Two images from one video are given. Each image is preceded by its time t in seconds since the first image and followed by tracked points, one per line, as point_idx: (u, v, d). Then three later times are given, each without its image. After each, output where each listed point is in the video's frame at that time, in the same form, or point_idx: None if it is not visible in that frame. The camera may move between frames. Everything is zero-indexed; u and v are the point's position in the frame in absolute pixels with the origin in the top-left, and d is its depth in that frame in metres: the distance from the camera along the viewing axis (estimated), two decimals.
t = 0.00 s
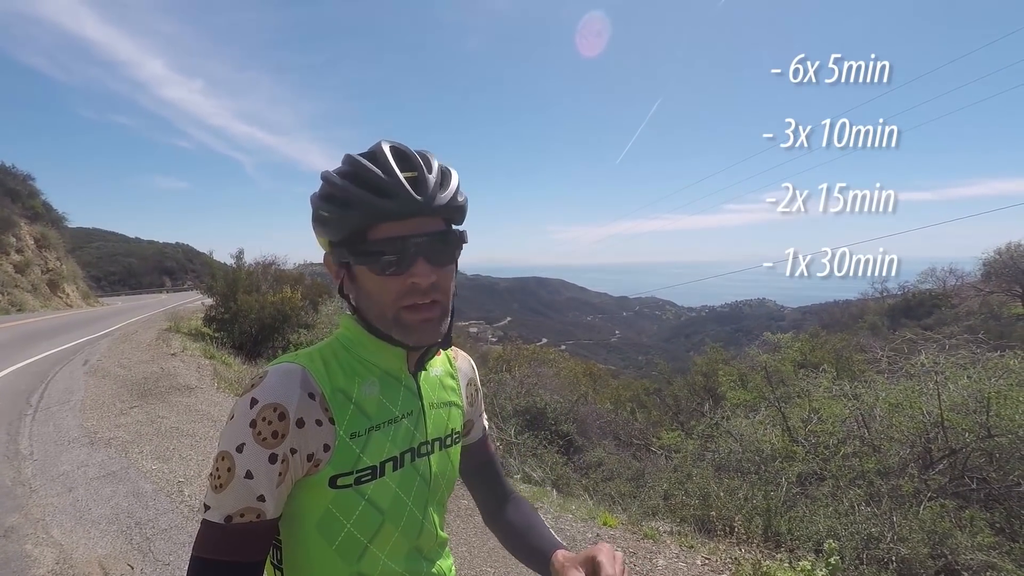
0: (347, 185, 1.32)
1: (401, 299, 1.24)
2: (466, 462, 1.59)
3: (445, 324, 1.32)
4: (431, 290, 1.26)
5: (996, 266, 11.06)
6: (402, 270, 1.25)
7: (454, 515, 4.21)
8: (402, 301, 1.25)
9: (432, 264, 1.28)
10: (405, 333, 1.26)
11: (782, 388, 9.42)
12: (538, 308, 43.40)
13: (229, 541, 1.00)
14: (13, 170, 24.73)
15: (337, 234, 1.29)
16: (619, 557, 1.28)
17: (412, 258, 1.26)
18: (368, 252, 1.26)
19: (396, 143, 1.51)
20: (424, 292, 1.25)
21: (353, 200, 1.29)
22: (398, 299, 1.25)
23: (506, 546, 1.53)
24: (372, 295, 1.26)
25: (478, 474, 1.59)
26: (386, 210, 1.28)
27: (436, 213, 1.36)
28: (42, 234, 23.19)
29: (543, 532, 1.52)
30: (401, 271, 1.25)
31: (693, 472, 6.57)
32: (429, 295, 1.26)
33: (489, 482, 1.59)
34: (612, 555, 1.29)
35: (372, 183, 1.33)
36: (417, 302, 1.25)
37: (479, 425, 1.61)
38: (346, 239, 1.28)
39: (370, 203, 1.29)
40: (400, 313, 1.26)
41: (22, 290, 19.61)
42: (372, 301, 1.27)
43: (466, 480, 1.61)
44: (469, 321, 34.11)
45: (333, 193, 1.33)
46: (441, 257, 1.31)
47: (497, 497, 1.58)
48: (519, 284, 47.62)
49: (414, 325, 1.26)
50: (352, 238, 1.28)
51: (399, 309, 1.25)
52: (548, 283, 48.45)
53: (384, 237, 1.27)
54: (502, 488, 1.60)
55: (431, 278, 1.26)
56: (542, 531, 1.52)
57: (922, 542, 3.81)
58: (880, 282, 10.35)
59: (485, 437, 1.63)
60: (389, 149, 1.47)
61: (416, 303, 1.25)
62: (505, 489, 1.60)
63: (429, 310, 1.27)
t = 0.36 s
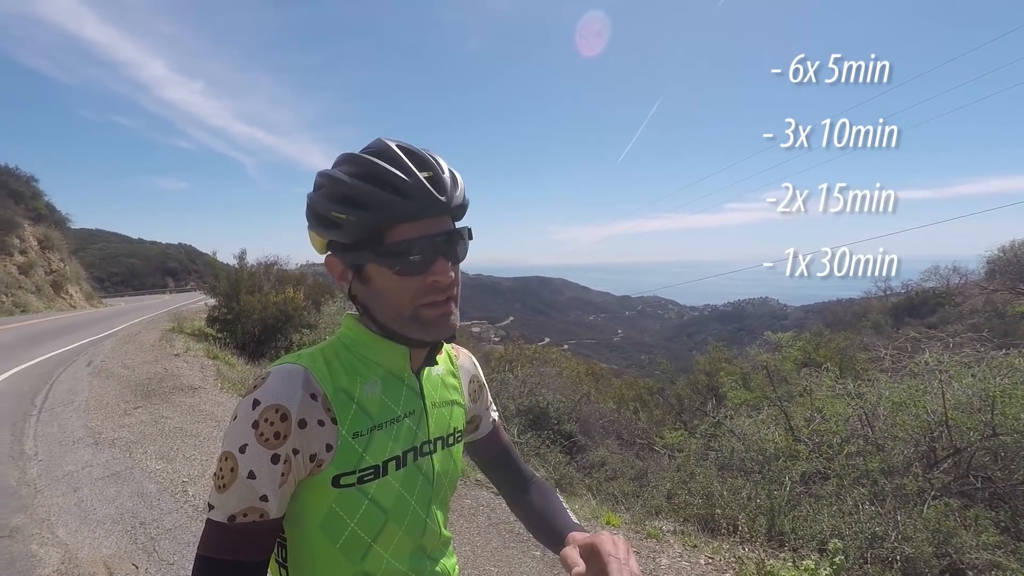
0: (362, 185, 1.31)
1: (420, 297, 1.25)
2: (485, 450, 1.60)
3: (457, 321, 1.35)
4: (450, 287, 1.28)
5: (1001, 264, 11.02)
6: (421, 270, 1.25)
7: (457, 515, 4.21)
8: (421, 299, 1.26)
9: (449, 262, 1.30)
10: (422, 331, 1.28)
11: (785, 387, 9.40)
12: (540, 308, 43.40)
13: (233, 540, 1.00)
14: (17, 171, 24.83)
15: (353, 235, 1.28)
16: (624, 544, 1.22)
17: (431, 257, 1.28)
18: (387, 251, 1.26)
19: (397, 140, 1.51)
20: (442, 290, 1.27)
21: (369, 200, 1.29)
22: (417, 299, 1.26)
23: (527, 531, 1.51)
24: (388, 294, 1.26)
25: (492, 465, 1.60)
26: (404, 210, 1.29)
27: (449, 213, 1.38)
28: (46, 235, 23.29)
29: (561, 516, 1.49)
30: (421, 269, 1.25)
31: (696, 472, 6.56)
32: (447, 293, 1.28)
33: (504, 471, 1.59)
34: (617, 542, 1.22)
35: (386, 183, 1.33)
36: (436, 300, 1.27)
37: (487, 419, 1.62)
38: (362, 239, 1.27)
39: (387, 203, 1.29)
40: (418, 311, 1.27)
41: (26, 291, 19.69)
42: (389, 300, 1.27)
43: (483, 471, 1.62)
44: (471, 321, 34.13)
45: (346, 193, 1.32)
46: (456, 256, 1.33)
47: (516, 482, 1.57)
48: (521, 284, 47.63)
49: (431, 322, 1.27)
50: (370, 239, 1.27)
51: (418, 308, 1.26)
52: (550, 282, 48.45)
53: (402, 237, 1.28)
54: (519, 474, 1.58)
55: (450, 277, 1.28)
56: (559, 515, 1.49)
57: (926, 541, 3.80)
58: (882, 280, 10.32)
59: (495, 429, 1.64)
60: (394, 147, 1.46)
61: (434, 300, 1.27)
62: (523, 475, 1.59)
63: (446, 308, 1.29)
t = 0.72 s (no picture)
0: (353, 187, 1.31)
1: (414, 298, 1.25)
2: (484, 446, 1.60)
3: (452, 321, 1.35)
4: (443, 287, 1.28)
5: (999, 265, 11.02)
6: (413, 271, 1.25)
7: (455, 514, 4.21)
8: (415, 300, 1.26)
9: (442, 263, 1.30)
10: (417, 331, 1.28)
11: (784, 387, 9.41)
12: (539, 308, 43.40)
13: (229, 538, 1.00)
14: (16, 170, 24.78)
15: (345, 237, 1.28)
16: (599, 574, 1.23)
17: (424, 258, 1.28)
18: (378, 254, 1.26)
19: (389, 140, 1.51)
20: (436, 291, 1.27)
21: (361, 202, 1.29)
22: (410, 299, 1.26)
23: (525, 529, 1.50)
24: (382, 295, 1.26)
25: (492, 463, 1.59)
26: (396, 211, 1.29)
27: (442, 213, 1.38)
28: (45, 233, 23.26)
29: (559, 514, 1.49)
30: (413, 271, 1.25)
31: (694, 471, 6.57)
32: (440, 294, 1.28)
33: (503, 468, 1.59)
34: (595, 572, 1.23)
35: (378, 185, 1.33)
36: (429, 301, 1.27)
37: (486, 417, 1.62)
38: (355, 241, 1.27)
39: (378, 206, 1.29)
40: (412, 311, 1.26)
41: (25, 289, 19.67)
42: (382, 302, 1.27)
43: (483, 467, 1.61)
44: (470, 320, 34.14)
45: (338, 196, 1.32)
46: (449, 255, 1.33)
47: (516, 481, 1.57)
48: (520, 284, 47.63)
49: (426, 322, 1.27)
50: (362, 241, 1.27)
51: (411, 308, 1.26)
52: (549, 282, 48.46)
53: (395, 239, 1.27)
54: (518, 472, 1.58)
55: (443, 277, 1.28)
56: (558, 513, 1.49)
57: (923, 541, 3.81)
58: (881, 281, 10.33)
59: (493, 426, 1.64)
60: (386, 146, 1.46)
61: (427, 301, 1.26)
62: (522, 472, 1.59)
63: (440, 309, 1.29)
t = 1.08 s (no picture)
0: (347, 187, 1.31)
1: (408, 300, 1.25)
2: (489, 447, 1.60)
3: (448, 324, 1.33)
4: (437, 290, 1.27)
5: (1004, 264, 10.98)
6: (406, 272, 1.24)
7: (458, 515, 4.21)
8: (408, 302, 1.25)
9: (437, 264, 1.29)
10: (411, 333, 1.27)
11: (787, 387, 9.39)
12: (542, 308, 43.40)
13: (228, 545, 1.00)
14: (19, 172, 24.86)
15: (340, 238, 1.28)
16: None
17: (418, 259, 1.27)
18: (372, 254, 1.26)
19: (387, 141, 1.51)
20: (430, 293, 1.26)
21: (354, 203, 1.29)
22: (404, 301, 1.25)
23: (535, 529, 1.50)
24: (376, 297, 1.26)
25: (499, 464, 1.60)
26: (390, 213, 1.28)
27: (437, 215, 1.37)
28: (49, 236, 23.35)
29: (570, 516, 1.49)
30: (407, 272, 1.25)
31: (698, 472, 6.56)
32: (434, 295, 1.27)
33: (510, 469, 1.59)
34: None
35: (372, 185, 1.33)
36: (423, 303, 1.26)
37: (489, 417, 1.61)
38: (349, 242, 1.28)
39: (371, 207, 1.29)
40: (405, 312, 1.26)
41: (28, 291, 19.75)
42: (377, 304, 1.27)
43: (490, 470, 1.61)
44: (473, 321, 34.15)
45: (333, 196, 1.32)
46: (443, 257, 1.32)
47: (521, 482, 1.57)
48: (523, 285, 47.67)
49: (420, 324, 1.26)
50: (356, 242, 1.27)
51: (406, 310, 1.26)
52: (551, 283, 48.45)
53: (388, 240, 1.27)
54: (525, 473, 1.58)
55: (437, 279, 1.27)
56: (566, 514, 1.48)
57: (929, 543, 3.79)
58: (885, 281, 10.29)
59: (497, 426, 1.63)
60: (383, 147, 1.47)
61: (421, 303, 1.26)
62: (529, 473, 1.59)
63: (435, 310, 1.28)
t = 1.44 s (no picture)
0: (330, 187, 1.34)
1: (378, 302, 1.26)
2: (498, 439, 1.62)
3: (425, 327, 1.33)
4: (407, 294, 1.26)
5: (999, 264, 11.01)
6: (376, 275, 1.25)
7: (455, 515, 4.21)
8: (378, 303, 1.26)
9: (409, 267, 1.28)
10: (383, 334, 1.28)
11: (784, 387, 9.42)
12: (540, 308, 43.42)
13: (227, 542, 1.00)
14: (15, 172, 24.77)
15: (322, 236, 1.33)
16: None
17: (388, 262, 1.27)
18: (346, 254, 1.28)
19: (385, 141, 1.52)
20: (399, 297, 1.25)
21: (333, 203, 1.31)
22: (374, 302, 1.26)
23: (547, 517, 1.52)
24: (353, 296, 1.29)
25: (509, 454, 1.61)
26: (364, 213, 1.29)
27: (418, 216, 1.34)
28: (45, 236, 23.27)
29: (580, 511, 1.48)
30: (376, 274, 1.25)
31: (695, 472, 6.57)
32: (404, 298, 1.26)
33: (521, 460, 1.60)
34: None
35: (354, 185, 1.34)
36: (392, 305, 1.26)
37: (496, 409, 1.62)
38: (329, 240, 1.32)
39: (346, 207, 1.29)
40: (377, 314, 1.27)
41: (25, 292, 19.68)
42: (355, 302, 1.29)
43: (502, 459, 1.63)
44: (471, 321, 34.14)
45: (320, 193, 1.36)
46: (419, 260, 1.30)
47: (533, 471, 1.58)
48: (521, 285, 47.66)
49: (390, 327, 1.28)
50: (334, 240, 1.31)
51: (376, 312, 1.27)
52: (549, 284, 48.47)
53: (362, 240, 1.28)
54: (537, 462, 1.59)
55: (407, 282, 1.26)
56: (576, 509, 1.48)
57: (925, 541, 3.80)
58: (881, 281, 10.31)
59: (505, 418, 1.63)
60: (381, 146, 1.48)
61: (391, 305, 1.26)
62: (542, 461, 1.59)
63: (406, 315, 1.28)
